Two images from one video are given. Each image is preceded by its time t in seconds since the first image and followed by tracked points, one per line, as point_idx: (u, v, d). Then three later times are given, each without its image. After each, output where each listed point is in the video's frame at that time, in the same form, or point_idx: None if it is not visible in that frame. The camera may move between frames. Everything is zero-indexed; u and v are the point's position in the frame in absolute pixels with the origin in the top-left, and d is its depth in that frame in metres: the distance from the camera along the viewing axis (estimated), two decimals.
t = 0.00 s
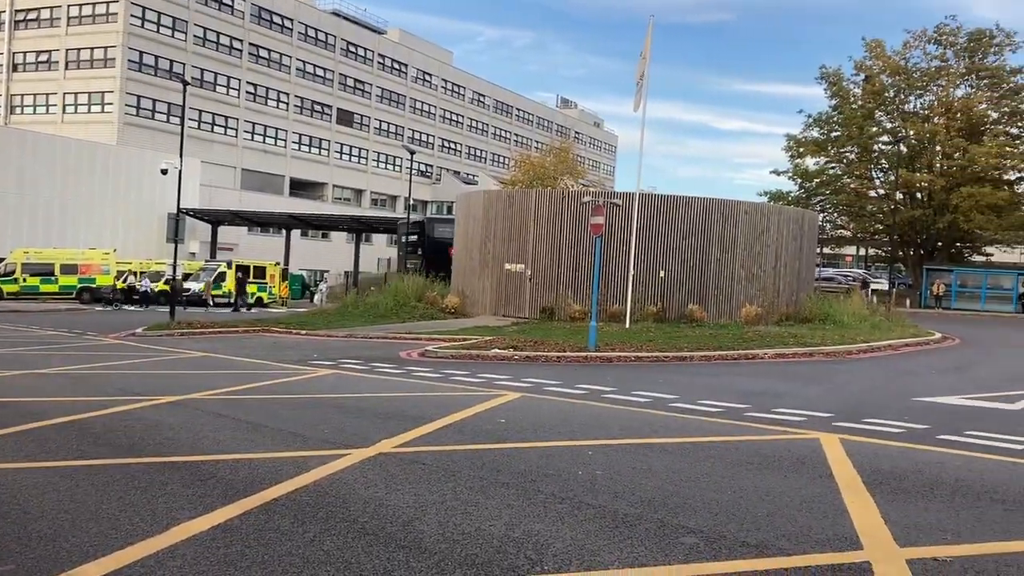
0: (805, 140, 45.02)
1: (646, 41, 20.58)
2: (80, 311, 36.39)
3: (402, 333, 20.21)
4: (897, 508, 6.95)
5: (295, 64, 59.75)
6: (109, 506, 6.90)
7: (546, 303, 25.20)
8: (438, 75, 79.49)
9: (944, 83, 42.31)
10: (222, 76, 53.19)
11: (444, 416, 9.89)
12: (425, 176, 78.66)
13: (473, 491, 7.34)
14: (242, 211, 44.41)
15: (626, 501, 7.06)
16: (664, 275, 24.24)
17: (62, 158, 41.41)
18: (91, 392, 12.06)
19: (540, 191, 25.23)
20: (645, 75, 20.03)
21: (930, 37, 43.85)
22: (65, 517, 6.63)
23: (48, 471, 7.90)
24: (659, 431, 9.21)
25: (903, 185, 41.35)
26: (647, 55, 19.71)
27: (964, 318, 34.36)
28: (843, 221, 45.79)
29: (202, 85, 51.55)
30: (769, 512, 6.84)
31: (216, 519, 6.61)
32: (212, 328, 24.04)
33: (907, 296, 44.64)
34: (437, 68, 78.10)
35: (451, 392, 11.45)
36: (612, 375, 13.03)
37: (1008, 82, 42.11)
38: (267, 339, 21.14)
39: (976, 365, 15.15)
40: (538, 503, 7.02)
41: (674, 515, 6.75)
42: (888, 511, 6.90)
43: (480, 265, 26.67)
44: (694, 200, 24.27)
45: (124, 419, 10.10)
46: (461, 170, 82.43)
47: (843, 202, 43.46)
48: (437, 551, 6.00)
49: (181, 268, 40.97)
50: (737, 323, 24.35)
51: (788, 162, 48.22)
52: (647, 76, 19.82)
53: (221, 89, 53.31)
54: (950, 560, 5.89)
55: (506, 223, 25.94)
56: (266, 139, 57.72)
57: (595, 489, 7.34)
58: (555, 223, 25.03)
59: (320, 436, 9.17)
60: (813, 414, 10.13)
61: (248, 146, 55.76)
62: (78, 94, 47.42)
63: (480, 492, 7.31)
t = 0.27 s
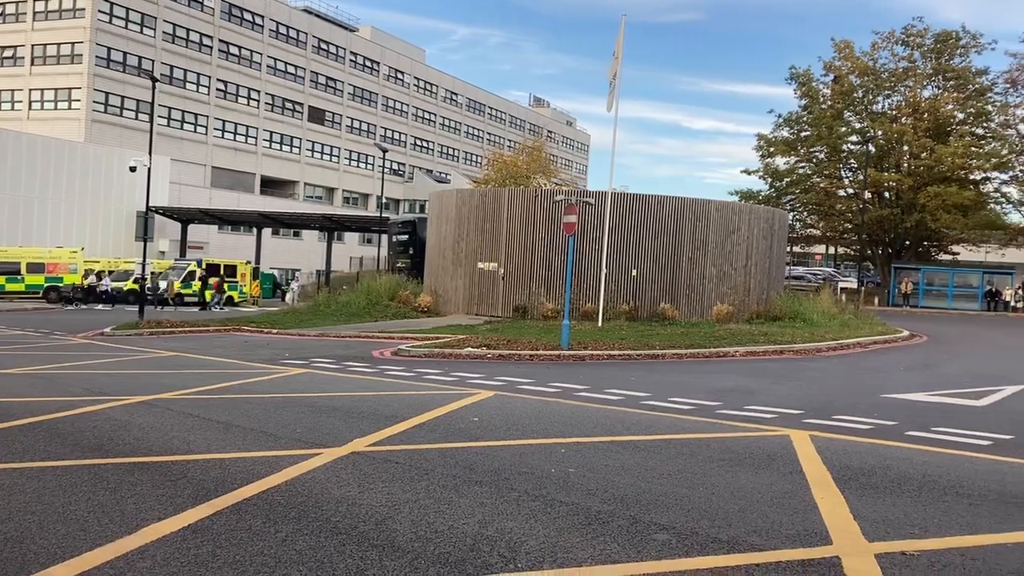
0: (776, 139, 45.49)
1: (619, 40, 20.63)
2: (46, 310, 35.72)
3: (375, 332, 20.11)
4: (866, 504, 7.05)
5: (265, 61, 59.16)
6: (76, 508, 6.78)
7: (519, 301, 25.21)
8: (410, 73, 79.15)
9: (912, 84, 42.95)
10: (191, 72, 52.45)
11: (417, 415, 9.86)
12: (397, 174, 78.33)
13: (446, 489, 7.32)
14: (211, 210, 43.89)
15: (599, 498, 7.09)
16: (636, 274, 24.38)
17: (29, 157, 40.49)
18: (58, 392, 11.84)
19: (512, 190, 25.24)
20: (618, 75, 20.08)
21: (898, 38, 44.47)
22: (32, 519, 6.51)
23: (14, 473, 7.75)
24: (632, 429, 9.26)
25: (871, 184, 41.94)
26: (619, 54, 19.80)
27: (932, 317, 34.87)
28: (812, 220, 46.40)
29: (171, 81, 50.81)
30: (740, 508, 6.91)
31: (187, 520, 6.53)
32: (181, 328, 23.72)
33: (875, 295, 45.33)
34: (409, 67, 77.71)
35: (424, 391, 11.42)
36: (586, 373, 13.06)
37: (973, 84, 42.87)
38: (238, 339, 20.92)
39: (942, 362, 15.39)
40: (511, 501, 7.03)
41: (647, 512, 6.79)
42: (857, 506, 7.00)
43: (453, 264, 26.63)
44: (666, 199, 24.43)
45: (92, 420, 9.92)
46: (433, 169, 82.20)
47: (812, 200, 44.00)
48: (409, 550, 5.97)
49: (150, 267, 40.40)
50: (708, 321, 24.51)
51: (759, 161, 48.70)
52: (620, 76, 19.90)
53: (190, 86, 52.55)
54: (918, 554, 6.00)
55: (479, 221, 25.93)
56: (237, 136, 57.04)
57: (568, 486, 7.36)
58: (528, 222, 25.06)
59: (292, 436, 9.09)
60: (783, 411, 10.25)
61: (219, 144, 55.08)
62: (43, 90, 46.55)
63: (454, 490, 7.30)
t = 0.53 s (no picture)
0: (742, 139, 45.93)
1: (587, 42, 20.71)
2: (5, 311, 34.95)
3: (343, 332, 19.98)
4: (830, 500, 7.16)
5: (232, 60, 58.21)
6: (38, 512, 6.64)
7: (488, 301, 25.19)
8: (378, 72, 78.69)
9: (875, 85, 43.62)
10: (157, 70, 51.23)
11: (385, 415, 9.82)
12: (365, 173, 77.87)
13: (414, 489, 7.30)
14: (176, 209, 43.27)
15: (568, 497, 7.12)
16: (604, 273, 24.48)
17: None
18: (19, 394, 11.59)
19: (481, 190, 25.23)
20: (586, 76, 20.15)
21: (862, 40, 45.14)
22: None
23: None
24: (600, 427, 9.31)
25: (836, 184, 42.55)
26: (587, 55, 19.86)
27: (895, 315, 35.46)
28: (777, 219, 47.00)
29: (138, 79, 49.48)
30: (706, 506, 6.97)
31: (152, 523, 6.44)
32: (146, 328, 23.35)
33: (839, 293, 46.00)
34: (377, 66, 77.24)
35: (393, 391, 11.38)
36: (555, 372, 13.09)
37: (934, 85, 43.68)
38: (204, 339, 20.66)
39: (904, 360, 15.66)
40: (480, 501, 7.03)
41: (615, 510, 6.83)
42: (821, 503, 7.10)
43: (423, 263, 26.55)
44: (634, 198, 24.57)
45: (55, 422, 9.74)
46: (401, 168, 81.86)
47: (778, 200, 44.54)
48: (378, 550, 5.95)
49: (114, 267, 39.74)
50: (675, 320, 24.71)
51: (725, 161, 49.18)
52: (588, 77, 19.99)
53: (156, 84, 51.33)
54: (880, 549, 6.11)
55: (448, 221, 25.88)
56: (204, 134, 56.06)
57: (537, 485, 7.37)
58: (497, 222, 25.06)
59: (260, 437, 9.01)
60: (749, 408, 10.36)
61: (185, 143, 54.28)
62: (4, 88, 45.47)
63: (422, 490, 7.28)
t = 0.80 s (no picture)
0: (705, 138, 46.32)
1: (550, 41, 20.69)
2: None
3: (305, 332, 19.81)
4: (789, 496, 7.25)
5: (193, 56, 57.42)
6: None
7: (453, 299, 25.12)
8: (341, 70, 78.02)
9: (835, 86, 44.24)
10: (116, 67, 50.91)
11: (347, 415, 9.76)
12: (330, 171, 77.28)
13: (375, 490, 7.26)
14: (136, 207, 42.51)
15: (530, 495, 7.12)
16: (569, 271, 24.57)
17: None
18: None
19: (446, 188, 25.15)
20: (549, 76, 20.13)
21: (822, 41, 45.75)
22: None
23: None
24: (563, 425, 9.33)
25: (797, 183, 43.13)
26: (552, 54, 19.86)
27: (855, 312, 36.02)
28: (739, 218, 47.56)
29: (93, 76, 49.04)
30: (667, 503, 7.01)
31: (108, 527, 6.33)
32: (105, 329, 22.91)
33: (801, 291, 46.65)
34: (340, 63, 76.66)
35: (357, 391, 11.31)
36: (520, 371, 13.10)
37: (893, 86, 44.43)
38: (164, 339, 20.34)
39: (862, 357, 15.91)
40: (442, 501, 7.01)
41: (576, 509, 6.86)
42: (780, 499, 7.19)
43: (387, 262, 26.41)
44: (598, 197, 24.67)
45: (9, 426, 9.51)
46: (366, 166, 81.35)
47: (740, 199, 45.03)
48: (338, 552, 5.90)
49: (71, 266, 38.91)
50: (639, 318, 24.88)
51: (688, 160, 49.58)
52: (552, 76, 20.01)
53: (115, 81, 50.96)
54: (837, 544, 6.20)
55: (412, 219, 25.76)
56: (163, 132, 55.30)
57: (499, 485, 7.37)
58: (462, 219, 25.01)
59: (220, 438, 8.88)
60: (711, 405, 10.47)
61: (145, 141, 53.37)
62: None
63: (383, 491, 7.23)
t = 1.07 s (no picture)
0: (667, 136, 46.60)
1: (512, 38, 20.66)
2: None
3: (265, 330, 19.59)
4: (746, 490, 7.31)
5: (150, 51, 56.58)
6: None
7: (416, 297, 25.01)
8: (302, 65, 77.19)
9: (795, 84, 44.75)
10: (71, 61, 49.77)
11: (306, 414, 9.64)
12: (291, 167, 76.52)
13: (333, 489, 7.19)
14: (94, 204, 41.68)
15: (489, 493, 7.10)
16: (533, 268, 24.59)
17: None
18: None
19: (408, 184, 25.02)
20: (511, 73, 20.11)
21: (781, 39, 46.23)
22: None
23: None
24: (524, 422, 9.32)
25: (758, 180, 43.60)
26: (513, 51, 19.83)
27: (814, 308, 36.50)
28: (701, 215, 47.99)
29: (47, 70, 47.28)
30: (625, 498, 7.04)
31: (57, 530, 6.17)
32: (59, 328, 22.40)
33: (761, 287, 47.16)
34: (301, 58, 75.83)
35: (316, 389, 11.19)
36: (482, 368, 13.07)
37: (851, 84, 45.04)
38: (121, 338, 19.95)
39: (821, 351, 16.13)
40: (400, 499, 6.95)
41: (535, 505, 6.85)
42: (738, 493, 7.25)
43: (348, 260, 26.21)
44: (561, 194, 24.72)
45: None
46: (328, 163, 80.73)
47: (701, 196, 45.39)
48: (293, 552, 5.83)
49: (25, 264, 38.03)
50: (602, 314, 25.01)
51: (651, 157, 49.86)
52: (514, 72, 20.01)
53: (70, 75, 49.86)
54: (793, 538, 6.26)
55: (374, 216, 25.59)
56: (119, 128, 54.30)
57: (458, 482, 7.34)
58: (424, 216, 24.90)
59: (176, 439, 8.73)
60: (672, 401, 10.53)
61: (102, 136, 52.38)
62: None
63: (341, 490, 7.16)
